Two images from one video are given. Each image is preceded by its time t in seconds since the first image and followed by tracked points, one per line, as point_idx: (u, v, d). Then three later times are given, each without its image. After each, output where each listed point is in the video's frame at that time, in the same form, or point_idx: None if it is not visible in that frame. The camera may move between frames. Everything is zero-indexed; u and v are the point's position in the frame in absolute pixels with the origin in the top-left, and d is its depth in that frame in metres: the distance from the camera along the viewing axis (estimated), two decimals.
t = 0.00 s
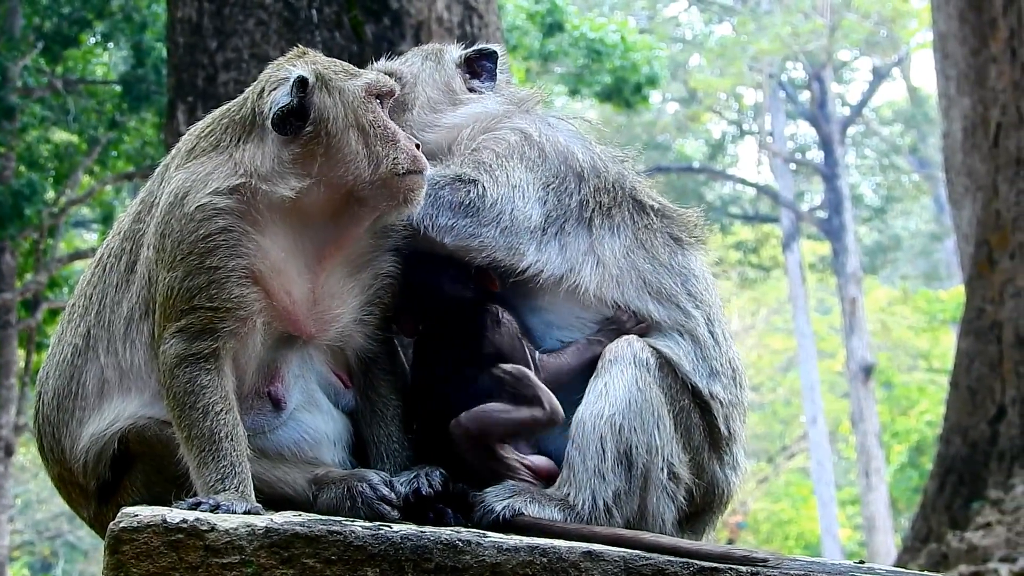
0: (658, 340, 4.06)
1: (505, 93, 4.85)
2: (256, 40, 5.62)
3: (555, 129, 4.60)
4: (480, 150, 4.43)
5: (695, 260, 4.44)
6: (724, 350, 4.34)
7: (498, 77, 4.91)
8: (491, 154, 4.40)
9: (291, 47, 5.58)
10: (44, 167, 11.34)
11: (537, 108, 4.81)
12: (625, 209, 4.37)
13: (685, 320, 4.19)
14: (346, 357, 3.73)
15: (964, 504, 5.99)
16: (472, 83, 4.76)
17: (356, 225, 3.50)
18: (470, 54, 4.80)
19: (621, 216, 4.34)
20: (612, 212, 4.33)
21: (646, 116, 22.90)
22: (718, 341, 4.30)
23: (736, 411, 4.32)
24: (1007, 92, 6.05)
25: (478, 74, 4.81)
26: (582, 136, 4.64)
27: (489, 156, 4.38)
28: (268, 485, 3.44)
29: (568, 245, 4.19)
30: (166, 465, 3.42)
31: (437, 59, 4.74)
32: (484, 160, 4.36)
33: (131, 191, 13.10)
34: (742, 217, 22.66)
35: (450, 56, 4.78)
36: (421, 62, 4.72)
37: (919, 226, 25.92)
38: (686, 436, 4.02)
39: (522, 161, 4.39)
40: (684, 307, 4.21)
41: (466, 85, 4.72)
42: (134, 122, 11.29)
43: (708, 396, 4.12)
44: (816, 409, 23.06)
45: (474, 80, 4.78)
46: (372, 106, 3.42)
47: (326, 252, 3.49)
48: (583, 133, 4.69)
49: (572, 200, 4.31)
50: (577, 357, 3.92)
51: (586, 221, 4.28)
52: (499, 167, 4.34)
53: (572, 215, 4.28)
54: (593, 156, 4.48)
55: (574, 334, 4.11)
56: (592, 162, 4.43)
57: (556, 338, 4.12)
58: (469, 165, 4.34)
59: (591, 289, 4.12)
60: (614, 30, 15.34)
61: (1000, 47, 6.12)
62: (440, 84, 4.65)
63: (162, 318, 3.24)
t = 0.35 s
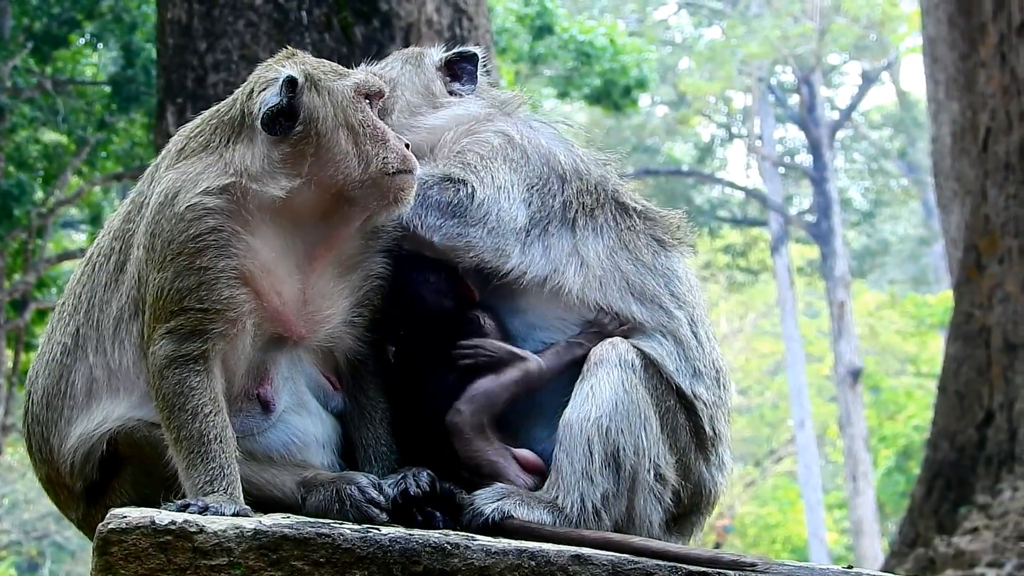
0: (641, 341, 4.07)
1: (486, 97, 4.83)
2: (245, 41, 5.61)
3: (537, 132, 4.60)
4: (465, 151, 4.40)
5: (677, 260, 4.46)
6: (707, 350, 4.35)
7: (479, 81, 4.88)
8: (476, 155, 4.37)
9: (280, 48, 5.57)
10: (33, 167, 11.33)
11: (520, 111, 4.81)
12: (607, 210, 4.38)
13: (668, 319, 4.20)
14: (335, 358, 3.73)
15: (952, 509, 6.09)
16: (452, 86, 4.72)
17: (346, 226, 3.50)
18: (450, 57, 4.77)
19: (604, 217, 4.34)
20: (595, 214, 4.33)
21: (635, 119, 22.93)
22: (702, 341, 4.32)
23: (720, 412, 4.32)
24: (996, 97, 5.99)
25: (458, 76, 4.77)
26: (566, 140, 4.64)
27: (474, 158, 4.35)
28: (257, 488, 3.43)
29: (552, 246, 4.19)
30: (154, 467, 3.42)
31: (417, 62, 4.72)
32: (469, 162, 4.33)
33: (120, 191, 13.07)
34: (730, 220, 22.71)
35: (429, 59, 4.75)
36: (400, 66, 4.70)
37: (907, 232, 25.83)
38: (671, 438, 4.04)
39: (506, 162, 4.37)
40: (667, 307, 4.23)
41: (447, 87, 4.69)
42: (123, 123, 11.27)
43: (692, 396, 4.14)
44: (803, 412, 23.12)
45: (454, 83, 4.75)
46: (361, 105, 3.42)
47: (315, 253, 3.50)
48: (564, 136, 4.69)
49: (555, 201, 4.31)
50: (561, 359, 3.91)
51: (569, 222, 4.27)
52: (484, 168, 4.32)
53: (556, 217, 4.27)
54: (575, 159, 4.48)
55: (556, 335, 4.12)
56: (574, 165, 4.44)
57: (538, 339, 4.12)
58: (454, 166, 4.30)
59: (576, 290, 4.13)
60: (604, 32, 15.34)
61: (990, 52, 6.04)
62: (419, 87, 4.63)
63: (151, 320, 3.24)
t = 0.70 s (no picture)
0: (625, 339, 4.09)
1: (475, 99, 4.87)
2: (237, 42, 5.61)
3: (522, 123, 4.57)
4: (430, 123, 4.45)
5: (658, 254, 4.43)
6: (691, 346, 4.33)
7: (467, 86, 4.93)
8: (442, 127, 4.41)
9: (271, 49, 5.57)
10: (23, 165, 11.29)
11: (508, 107, 4.79)
12: (588, 200, 4.34)
13: (645, 313, 4.18)
14: (323, 358, 3.72)
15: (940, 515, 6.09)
16: (441, 90, 4.78)
17: (335, 226, 3.51)
18: (438, 63, 4.84)
19: (581, 208, 4.30)
20: (573, 204, 4.30)
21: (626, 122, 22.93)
22: (683, 335, 4.29)
23: (712, 413, 4.36)
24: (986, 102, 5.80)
25: (446, 81, 4.82)
26: (553, 134, 4.60)
27: (438, 129, 4.40)
28: (246, 489, 3.43)
29: (518, 226, 4.14)
30: (143, 468, 3.41)
31: (404, 69, 4.79)
32: (433, 131, 4.39)
33: (110, 190, 13.01)
34: (720, 223, 22.74)
35: (416, 66, 4.83)
36: (387, 73, 4.77)
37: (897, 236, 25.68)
38: (664, 442, 4.05)
39: (472, 138, 4.38)
40: (645, 299, 4.21)
41: (435, 90, 4.74)
42: (114, 122, 11.23)
43: (682, 396, 4.16)
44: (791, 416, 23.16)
45: (443, 87, 4.80)
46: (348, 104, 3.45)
47: (304, 254, 3.50)
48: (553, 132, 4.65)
49: (529, 184, 4.27)
50: (551, 361, 3.91)
51: (542, 208, 4.23)
52: (444, 138, 4.35)
53: (528, 200, 4.23)
54: (559, 149, 4.45)
55: (550, 332, 4.11)
56: (558, 154, 4.41)
57: (532, 336, 4.11)
58: (414, 135, 4.37)
59: (539, 271, 4.09)
60: (596, 35, 15.36)
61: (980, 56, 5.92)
62: (406, 88, 4.68)
63: (140, 322, 3.24)
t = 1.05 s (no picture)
0: (609, 339, 4.10)
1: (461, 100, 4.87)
2: (222, 43, 5.60)
3: (506, 125, 4.57)
4: (416, 128, 4.45)
5: (644, 256, 4.44)
6: (676, 348, 4.35)
7: (451, 87, 4.93)
8: (428, 131, 4.42)
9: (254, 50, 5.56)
10: (7, 168, 11.28)
11: (493, 109, 4.78)
12: (573, 202, 4.35)
13: (631, 317, 4.20)
14: (306, 360, 3.72)
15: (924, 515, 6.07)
16: (425, 91, 4.78)
17: (319, 226, 3.51)
18: (422, 65, 4.85)
19: (567, 210, 4.32)
20: (559, 207, 4.31)
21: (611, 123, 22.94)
22: (668, 338, 4.30)
23: (696, 414, 4.37)
24: (972, 105, 5.97)
25: (430, 83, 4.83)
26: (537, 135, 4.60)
27: (425, 133, 4.40)
28: (229, 489, 3.43)
29: (505, 229, 4.17)
30: (126, 469, 3.41)
31: (388, 72, 4.79)
32: (418, 135, 4.39)
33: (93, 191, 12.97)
34: (705, 225, 22.81)
35: (400, 68, 4.83)
36: (371, 75, 4.76)
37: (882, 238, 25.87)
38: (647, 444, 4.05)
39: (458, 141, 4.38)
40: (631, 302, 4.22)
41: (419, 92, 4.75)
42: (99, 124, 11.20)
43: (665, 397, 4.16)
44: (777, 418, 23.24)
45: (427, 88, 4.81)
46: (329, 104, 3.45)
47: (287, 255, 3.50)
48: (538, 133, 4.65)
49: (517, 187, 4.28)
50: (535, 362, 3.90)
51: (529, 210, 4.25)
52: (429, 143, 4.35)
53: (514, 203, 4.24)
54: (543, 151, 4.46)
55: (533, 334, 4.10)
56: (543, 155, 4.41)
57: (517, 338, 4.09)
58: (399, 140, 4.37)
59: (526, 274, 4.10)
60: (580, 36, 15.44)
61: (966, 59, 6.06)
62: (391, 91, 4.69)
63: (122, 324, 3.23)
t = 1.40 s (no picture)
0: (598, 338, 4.11)
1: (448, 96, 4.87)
2: (209, 40, 5.60)
3: (496, 123, 4.57)
4: (406, 130, 4.44)
5: (633, 254, 4.46)
6: (665, 347, 4.37)
7: (439, 84, 4.94)
8: (418, 134, 4.41)
9: (241, 47, 5.56)
10: None
11: (481, 106, 4.78)
12: (563, 200, 4.36)
13: (620, 315, 4.22)
14: (293, 356, 3.72)
15: (911, 510, 6.35)
16: (413, 88, 4.78)
17: (305, 222, 3.51)
18: (409, 62, 4.84)
19: (557, 208, 4.32)
20: (549, 205, 4.32)
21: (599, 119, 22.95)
22: (657, 337, 4.33)
23: (682, 412, 4.38)
24: (959, 101, 5.99)
25: (418, 79, 4.82)
26: (526, 132, 4.61)
27: (415, 135, 4.41)
28: (214, 487, 3.42)
29: (496, 230, 4.18)
30: (112, 465, 3.40)
31: (375, 68, 4.79)
32: (409, 138, 4.39)
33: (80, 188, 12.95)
34: (693, 221, 22.87)
35: (388, 64, 4.83)
36: (359, 72, 4.76)
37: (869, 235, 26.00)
38: (633, 441, 4.07)
39: (448, 143, 4.38)
40: (620, 301, 4.24)
41: (407, 89, 4.75)
42: (86, 121, 11.17)
43: (653, 396, 4.17)
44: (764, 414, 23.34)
45: (415, 85, 4.81)
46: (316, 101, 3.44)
47: (274, 251, 3.49)
48: (527, 130, 4.66)
49: (507, 186, 4.29)
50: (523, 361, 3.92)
51: (519, 209, 4.26)
52: (419, 145, 4.35)
53: (505, 202, 4.25)
54: (533, 149, 4.47)
55: (522, 333, 4.13)
56: (532, 153, 4.42)
57: (505, 336, 4.11)
58: (389, 144, 4.36)
59: (518, 275, 4.12)
60: (567, 32, 15.50)
61: (953, 56, 6.08)
62: (379, 88, 4.68)
63: (109, 320, 3.23)
